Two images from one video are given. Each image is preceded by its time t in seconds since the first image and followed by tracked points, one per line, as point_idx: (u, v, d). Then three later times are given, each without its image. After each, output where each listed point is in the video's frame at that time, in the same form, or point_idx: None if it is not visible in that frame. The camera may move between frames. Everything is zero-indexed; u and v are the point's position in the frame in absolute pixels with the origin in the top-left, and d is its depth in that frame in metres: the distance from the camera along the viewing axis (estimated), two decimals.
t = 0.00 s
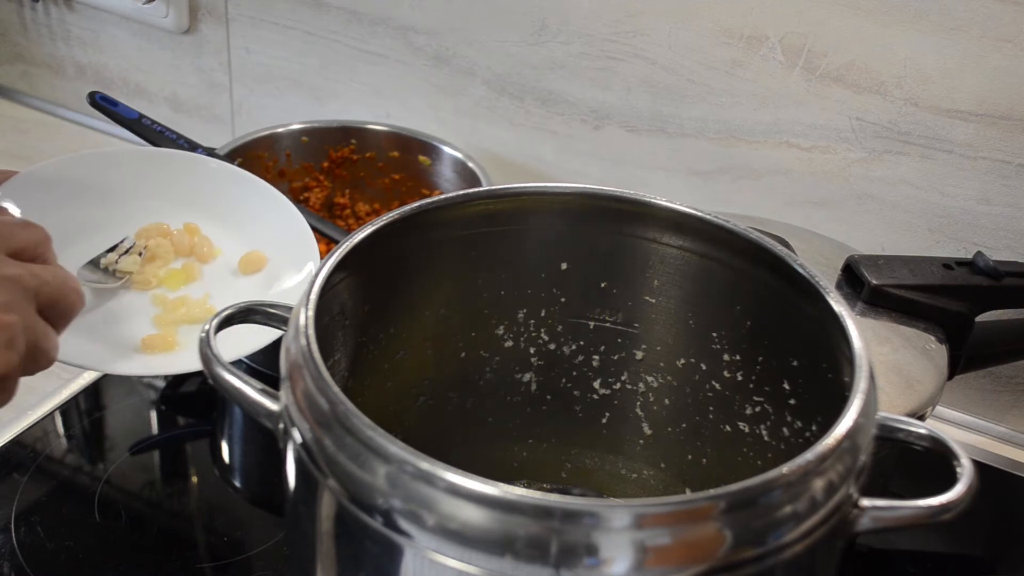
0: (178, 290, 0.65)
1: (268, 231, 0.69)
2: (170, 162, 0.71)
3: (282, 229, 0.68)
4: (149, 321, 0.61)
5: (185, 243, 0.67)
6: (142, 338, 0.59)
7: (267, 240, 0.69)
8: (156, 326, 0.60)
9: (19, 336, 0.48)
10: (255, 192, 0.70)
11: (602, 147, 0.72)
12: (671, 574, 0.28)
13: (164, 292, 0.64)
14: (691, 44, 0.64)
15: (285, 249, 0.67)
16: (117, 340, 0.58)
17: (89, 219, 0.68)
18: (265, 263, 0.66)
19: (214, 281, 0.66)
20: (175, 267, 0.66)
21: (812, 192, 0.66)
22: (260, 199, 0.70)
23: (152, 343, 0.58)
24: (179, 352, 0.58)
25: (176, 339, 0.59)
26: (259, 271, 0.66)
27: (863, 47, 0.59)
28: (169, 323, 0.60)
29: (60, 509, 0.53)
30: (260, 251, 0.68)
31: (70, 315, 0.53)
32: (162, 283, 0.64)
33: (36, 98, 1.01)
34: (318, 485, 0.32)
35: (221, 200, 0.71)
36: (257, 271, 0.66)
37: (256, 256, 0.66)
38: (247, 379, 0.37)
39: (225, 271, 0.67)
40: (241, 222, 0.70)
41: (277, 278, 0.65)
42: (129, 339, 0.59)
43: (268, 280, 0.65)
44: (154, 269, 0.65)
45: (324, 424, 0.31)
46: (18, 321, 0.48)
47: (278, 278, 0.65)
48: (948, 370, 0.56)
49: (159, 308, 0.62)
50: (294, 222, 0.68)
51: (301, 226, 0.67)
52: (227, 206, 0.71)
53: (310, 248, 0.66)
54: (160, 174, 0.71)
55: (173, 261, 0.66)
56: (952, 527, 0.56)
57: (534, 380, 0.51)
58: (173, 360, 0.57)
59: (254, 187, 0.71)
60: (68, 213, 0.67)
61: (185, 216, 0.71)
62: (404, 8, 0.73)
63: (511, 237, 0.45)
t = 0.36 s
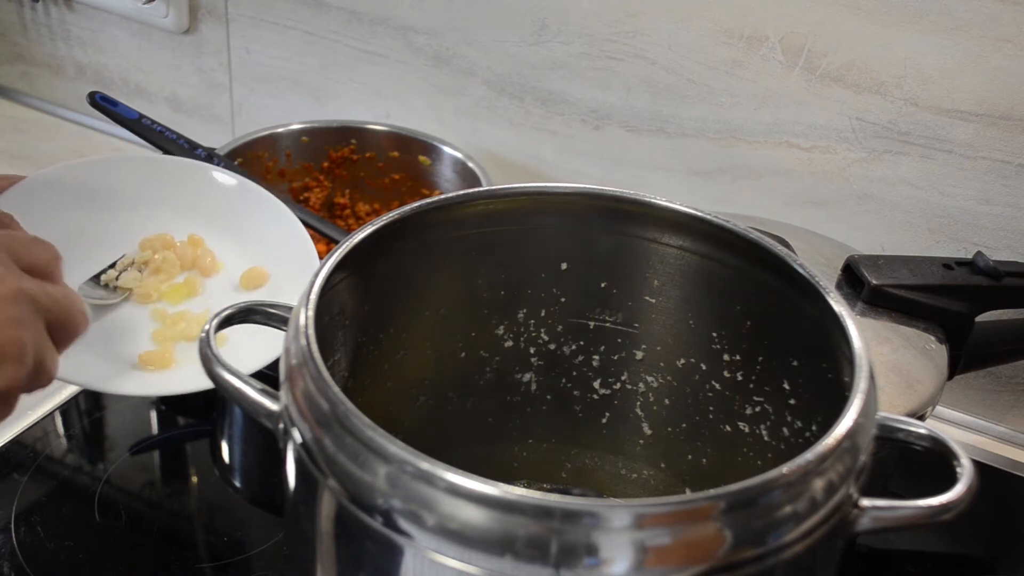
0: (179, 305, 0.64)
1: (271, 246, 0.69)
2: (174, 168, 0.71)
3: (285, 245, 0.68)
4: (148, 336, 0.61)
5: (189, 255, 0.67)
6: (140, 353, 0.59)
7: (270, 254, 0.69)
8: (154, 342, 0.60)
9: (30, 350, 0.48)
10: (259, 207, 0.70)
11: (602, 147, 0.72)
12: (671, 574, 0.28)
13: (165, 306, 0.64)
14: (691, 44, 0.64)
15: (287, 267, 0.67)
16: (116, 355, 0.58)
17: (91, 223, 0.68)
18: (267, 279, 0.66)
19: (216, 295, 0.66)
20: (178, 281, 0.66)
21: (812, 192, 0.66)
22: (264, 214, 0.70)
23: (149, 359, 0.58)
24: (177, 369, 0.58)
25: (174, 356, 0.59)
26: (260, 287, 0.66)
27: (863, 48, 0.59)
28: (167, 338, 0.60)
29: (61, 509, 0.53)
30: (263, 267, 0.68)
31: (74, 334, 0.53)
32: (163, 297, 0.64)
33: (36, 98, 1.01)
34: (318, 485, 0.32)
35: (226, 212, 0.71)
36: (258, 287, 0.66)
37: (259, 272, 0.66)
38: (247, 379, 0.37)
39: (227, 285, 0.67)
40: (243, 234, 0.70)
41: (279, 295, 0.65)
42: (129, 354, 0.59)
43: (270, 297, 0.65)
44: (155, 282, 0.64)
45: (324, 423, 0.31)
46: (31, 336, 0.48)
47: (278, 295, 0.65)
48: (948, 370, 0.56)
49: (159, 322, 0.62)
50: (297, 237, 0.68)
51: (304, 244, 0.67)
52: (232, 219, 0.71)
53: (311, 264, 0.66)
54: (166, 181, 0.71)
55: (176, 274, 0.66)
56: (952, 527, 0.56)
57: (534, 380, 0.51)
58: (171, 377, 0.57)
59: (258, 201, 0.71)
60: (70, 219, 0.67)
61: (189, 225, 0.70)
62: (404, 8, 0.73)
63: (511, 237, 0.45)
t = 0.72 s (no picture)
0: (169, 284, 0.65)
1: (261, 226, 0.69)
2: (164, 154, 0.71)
3: (275, 225, 0.68)
4: (135, 316, 0.61)
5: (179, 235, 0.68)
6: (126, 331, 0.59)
7: (260, 235, 0.69)
8: (141, 321, 0.60)
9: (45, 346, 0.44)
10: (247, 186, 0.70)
11: (602, 147, 0.72)
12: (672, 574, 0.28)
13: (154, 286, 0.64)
14: (691, 44, 0.64)
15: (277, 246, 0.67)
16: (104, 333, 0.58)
17: (87, 214, 0.68)
18: (257, 258, 0.67)
19: (204, 275, 0.66)
20: (167, 263, 0.66)
21: (812, 192, 0.66)
22: (254, 196, 0.70)
23: (136, 337, 0.58)
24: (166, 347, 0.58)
25: (162, 334, 0.59)
26: (251, 266, 0.66)
27: (863, 47, 0.59)
28: (155, 317, 0.60)
29: (60, 508, 0.53)
30: (252, 247, 0.68)
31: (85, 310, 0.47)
32: (152, 278, 0.64)
33: (36, 98, 1.01)
34: (318, 485, 0.32)
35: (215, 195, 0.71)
36: (248, 267, 0.66)
37: (249, 251, 0.67)
38: (247, 379, 0.37)
39: (216, 265, 0.67)
40: (233, 215, 0.70)
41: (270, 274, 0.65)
42: (116, 333, 0.58)
43: (259, 276, 0.65)
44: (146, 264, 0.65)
45: (324, 423, 0.31)
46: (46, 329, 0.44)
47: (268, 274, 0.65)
48: (949, 370, 0.56)
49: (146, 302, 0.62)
50: (287, 217, 0.68)
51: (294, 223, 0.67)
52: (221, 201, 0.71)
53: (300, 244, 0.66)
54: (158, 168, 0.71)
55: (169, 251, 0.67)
56: (952, 527, 0.56)
57: (534, 380, 0.51)
58: (160, 354, 0.57)
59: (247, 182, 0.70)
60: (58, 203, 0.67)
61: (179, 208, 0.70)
62: (404, 8, 0.73)
63: (511, 237, 0.45)
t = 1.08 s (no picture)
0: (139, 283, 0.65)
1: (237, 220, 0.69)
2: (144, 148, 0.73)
3: (247, 217, 0.69)
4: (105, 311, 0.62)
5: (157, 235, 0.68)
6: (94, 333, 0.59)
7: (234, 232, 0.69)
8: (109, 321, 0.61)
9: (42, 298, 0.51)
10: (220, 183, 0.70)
11: (602, 147, 0.72)
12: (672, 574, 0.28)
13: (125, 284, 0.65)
14: (691, 44, 0.64)
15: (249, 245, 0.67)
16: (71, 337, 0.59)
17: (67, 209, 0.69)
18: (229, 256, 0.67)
19: (177, 273, 0.67)
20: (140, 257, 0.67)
21: (811, 192, 0.66)
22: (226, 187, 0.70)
23: (102, 339, 0.59)
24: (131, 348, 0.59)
25: (128, 335, 0.60)
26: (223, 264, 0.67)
27: (863, 47, 0.59)
28: (122, 318, 0.61)
29: (60, 508, 0.53)
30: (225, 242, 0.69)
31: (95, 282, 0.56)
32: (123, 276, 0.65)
33: (36, 98, 1.01)
34: (318, 485, 0.32)
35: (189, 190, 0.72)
36: (220, 263, 0.67)
37: (222, 249, 0.68)
38: (247, 379, 0.37)
39: (190, 262, 0.68)
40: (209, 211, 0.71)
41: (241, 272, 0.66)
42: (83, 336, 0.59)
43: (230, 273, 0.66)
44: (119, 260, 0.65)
45: (324, 423, 0.31)
46: (43, 284, 0.51)
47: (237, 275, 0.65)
48: (949, 370, 0.56)
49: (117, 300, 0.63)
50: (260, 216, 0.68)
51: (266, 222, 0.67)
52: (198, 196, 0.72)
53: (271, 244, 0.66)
54: (135, 167, 0.72)
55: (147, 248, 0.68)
56: (952, 527, 0.56)
57: (534, 380, 0.51)
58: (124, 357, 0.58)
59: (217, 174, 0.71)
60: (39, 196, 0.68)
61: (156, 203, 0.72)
62: (404, 8, 0.73)
63: (511, 237, 0.45)
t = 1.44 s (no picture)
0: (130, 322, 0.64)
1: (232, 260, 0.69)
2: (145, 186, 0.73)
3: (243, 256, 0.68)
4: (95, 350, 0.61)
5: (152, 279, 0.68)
6: (80, 371, 0.58)
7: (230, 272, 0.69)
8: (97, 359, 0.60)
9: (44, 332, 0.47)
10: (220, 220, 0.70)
11: (602, 147, 0.72)
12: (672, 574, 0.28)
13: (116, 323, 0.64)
14: (691, 44, 0.64)
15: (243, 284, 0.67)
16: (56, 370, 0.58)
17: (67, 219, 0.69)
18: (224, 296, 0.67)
19: (169, 313, 0.66)
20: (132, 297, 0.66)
21: (811, 192, 0.66)
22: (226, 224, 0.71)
23: (89, 376, 0.58)
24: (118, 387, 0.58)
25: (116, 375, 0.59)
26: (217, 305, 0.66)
27: (863, 47, 0.59)
28: (111, 356, 0.60)
29: (60, 507, 0.53)
30: (220, 284, 0.68)
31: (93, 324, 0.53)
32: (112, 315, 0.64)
33: (36, 98, 1.01)
34: (318, 485, 0.32)
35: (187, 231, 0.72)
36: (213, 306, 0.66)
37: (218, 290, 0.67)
38: (247, 379, 0.37)
39: (184, 302, 0.67)
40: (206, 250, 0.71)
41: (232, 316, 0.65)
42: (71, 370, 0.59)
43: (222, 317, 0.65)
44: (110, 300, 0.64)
45: (324, 423, 0.31)
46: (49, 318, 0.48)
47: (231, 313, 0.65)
48: (948, 370, 0.56)
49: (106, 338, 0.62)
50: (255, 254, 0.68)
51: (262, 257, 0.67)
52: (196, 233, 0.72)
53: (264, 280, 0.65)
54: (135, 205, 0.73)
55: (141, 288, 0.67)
56: (952, 528, 0.56)
57: (534, 381, 0.51)
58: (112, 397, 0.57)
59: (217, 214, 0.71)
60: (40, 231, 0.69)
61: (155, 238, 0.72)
62: (404, 8, 0.73)
63: (510, 237, 0.45)
